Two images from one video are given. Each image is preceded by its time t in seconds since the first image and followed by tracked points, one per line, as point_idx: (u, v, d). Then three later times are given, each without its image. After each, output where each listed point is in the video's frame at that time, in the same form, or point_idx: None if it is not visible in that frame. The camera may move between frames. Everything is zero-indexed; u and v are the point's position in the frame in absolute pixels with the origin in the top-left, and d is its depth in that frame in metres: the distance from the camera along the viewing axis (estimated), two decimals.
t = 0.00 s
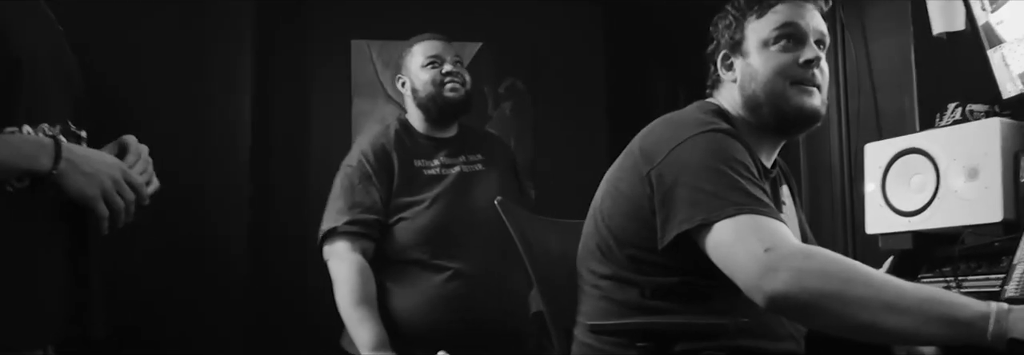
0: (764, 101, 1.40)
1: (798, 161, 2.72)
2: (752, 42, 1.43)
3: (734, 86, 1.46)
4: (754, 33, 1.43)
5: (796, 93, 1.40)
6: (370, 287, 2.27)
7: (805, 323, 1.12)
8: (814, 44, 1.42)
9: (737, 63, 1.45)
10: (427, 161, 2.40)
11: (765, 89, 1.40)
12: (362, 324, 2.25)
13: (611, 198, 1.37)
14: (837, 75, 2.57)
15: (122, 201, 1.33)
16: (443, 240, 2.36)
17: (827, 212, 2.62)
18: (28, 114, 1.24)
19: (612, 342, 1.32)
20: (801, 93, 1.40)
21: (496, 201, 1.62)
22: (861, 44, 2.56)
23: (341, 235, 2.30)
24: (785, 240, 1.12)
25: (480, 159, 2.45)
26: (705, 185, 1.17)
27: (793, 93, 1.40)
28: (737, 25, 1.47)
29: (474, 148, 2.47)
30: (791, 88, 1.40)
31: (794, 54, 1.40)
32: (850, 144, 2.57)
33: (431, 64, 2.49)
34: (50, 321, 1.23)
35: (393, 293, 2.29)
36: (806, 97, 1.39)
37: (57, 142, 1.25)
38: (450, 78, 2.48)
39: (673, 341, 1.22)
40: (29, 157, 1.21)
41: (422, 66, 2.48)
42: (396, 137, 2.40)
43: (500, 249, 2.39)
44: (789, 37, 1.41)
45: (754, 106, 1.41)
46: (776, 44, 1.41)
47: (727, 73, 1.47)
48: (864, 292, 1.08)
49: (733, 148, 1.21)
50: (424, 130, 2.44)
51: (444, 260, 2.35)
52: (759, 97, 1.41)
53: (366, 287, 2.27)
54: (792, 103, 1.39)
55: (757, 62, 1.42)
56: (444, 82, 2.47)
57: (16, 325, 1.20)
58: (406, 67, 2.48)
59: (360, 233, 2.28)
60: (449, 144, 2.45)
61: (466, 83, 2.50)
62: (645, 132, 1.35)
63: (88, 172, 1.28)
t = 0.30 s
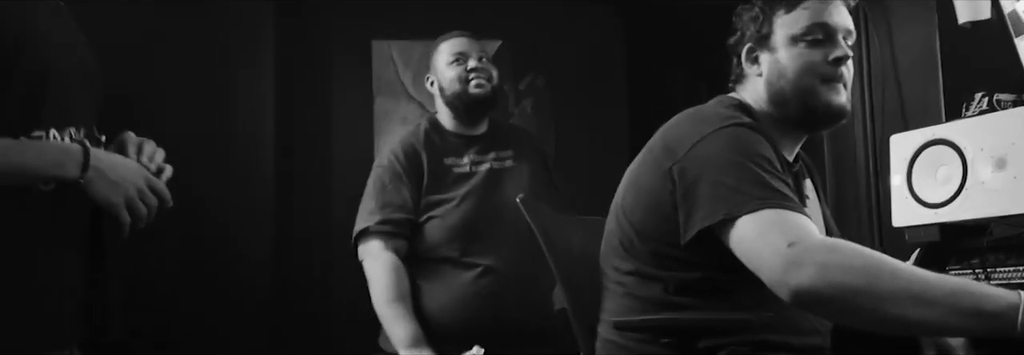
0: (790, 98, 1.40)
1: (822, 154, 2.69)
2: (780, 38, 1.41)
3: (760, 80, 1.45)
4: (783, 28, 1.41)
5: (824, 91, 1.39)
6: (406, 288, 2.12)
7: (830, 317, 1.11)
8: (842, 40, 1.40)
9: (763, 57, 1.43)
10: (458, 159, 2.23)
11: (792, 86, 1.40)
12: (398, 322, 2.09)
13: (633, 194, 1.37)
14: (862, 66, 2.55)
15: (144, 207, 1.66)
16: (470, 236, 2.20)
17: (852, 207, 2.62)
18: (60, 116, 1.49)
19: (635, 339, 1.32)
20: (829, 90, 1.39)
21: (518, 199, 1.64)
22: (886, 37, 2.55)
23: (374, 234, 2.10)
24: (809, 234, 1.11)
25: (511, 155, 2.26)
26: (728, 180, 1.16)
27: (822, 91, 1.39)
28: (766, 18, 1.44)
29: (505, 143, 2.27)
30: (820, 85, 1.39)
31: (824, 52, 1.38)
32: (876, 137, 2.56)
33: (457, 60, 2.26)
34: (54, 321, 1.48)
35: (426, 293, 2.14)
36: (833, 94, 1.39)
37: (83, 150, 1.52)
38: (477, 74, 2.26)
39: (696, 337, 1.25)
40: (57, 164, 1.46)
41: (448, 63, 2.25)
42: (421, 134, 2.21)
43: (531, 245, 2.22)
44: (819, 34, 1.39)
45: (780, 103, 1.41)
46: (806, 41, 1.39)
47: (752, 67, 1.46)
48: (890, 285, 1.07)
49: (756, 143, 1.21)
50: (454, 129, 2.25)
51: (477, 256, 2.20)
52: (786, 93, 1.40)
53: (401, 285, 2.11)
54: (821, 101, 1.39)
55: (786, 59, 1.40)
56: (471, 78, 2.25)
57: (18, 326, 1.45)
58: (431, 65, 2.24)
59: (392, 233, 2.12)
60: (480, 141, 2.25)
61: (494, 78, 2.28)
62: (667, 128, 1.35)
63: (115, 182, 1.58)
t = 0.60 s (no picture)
0: (835, 111, 1.34)
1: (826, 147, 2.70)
2: (851, 46, 1.30)
3: (807, 82, 1.32)
4: (853, 36, 1.30)
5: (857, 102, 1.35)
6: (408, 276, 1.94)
7: (830, 308, 1.12)
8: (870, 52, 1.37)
9: (826, 57, 1.29)
10: (461, 148, 2.14)
11: (841, 94, 1.32)
12: (401, 312, 1.89)
13: (633, 185, 1.36)
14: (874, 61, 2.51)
15: (135, 195, 1.45)
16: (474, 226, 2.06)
17: (855, 201, 2.64)
18: (63, 103, 1.40)
19: (637, 331, 1.32)
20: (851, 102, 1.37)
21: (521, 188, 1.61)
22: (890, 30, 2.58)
23: (379, 222, 1.95)
24: (809, 225, 1.12)
25: (514, 146, 2.20)
26: (728, 171, 1.16)
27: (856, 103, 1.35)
28: (836, 8, 1.28)
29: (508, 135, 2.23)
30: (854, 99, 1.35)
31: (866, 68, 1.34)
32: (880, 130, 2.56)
33: (459, 51, 2.32)
34: (55, 310, 1.32)
35: (429, 282, 2.00)
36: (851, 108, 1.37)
37: (85, 137, 1.37)
38: (477, 64, 2.29)
39: (698, 330, 1.25)
40: (56, 155, 1.33)
41: (450, 54, 2.32)
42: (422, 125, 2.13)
43: (533, 233, 2.12)
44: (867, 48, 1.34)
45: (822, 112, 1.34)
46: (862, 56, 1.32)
47: (810, 64, 1.30)
48: (889, 277, 1.08)
49: (757, 133, 1.20)
50: (458, 118, 2.22)
51: (480, 246, 2.06)
52: (831, 101, 1.33)
53: (404, 272, 1.93)
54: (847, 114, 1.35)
55: (848, 67, 1.30)
56: (472, 69, 2.27)
57: (16, 315, 1.28)
58: (438, 57, 2.35)
59: (396, 221, 1.96)
60: (484, 130, 2.20)
61: (496, 68, 2.31)
62: (666, 118, 1.34)
63: (110, 172, 1.40)
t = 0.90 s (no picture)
0: (836, 119, 1.40)
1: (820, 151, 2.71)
2: (856, 57, 1.36)
3: (822, 90, 1.35)
4: (858, 46, 1.36)
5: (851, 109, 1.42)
6: (396, 276, 1.92)
7: (823, 311, 1.12)
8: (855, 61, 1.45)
9: (838, 67, 1.34)
10: (452, 148, 2.11)
11: (844, 104, 1.38)
12: (389, 311, 1.87)
13: (629, 186, 1.36)
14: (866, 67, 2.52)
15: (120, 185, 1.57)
16: (466, 227, 2.03)
17: (848, 205, 2.65)
18: (59, 102, 1.48)
19: (629, 332, 1.32)
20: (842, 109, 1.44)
21: (515, 190, 1.59)
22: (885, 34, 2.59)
23: (367, 221, 1.93)
24: (804, 228, 1.12)
25: (505, 146, 2.18)
26: (725, 173, 1.16)
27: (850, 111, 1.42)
28: (850, 18, 1.32)
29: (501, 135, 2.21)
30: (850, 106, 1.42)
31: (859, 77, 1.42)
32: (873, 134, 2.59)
33: (447, 50, 2.31)
34: (56, 307, 1.42)
35: (417, 282, 1.99)
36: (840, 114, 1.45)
37: (79, 143, 1.45)
38: (466, 62, 2.27)
39: (689, 331, 1.25)
40: (53, 161, 1.41)
41: (439, 53, 2.31)
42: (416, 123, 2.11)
43: (526, 234, 2.11)
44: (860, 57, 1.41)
45: (825, 119, 1.39)
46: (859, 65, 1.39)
47: (831, 73, 1.34)
48: (883, 282, 1.08)
49: (754, 135, 1.20)
50: (447, 117, 2.20)
51: (470, 246, 2.03)
52: (837, 111, 1.38)
53: (392, 272, 1.91)
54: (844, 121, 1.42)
55: (853, 77, 1.36)
56: (459, 67, 2.24)
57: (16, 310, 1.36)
58: (427, 57, 2.34)
59: (385, 221, 1.94)
60: (474, 130, 2.18)
61: (484, 66, 2.28)
62: (664, 120, 1.35)
63: (102, 172, 1.50)
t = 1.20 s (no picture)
0: (806, 121, 1.41)
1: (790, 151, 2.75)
2: (826, 59, 1.38)
3: (794, 90, 1.36)
4: (828, 48, 1.38)
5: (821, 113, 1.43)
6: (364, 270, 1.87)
7: (793, 311, 1.13)
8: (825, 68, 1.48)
9: (809, 68, 1.36)
10: (423, 143, 2.06)
11: (815, 106, 1.39)
12: (356, 306, 1.83)
13: (604, 183, 1.37)
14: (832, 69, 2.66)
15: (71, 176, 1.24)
16: (436, 225, 2.00)
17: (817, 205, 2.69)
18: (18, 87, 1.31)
19: (600, 329, 1.33)
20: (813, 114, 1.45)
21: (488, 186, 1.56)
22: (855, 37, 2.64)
23: (336, 215, 1.86)
24: (776, 229, 1.12)
25: (476, 143, 2.17)
26: (700, 173, 1.16)
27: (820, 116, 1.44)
28: (821, 20, 1.35)
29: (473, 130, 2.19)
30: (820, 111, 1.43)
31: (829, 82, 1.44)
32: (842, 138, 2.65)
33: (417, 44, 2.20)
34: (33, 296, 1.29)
35: (386, 279, 1.94)
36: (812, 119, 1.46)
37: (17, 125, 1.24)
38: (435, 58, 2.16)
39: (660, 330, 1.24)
40: None
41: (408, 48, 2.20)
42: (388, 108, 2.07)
43: (494, 229, 2.08)
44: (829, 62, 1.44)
45: (797, 122, 1.40)
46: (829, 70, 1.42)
47: (801, 72, 1.35)
48: (852, 283, 1.09)
49: (729, 136, 1.21)
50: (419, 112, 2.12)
51: (437, 243, 2.00)
52: (809, 113, 1.39)
53: (359, 267, 1.86)
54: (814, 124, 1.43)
55: (822, 79, 1.38)
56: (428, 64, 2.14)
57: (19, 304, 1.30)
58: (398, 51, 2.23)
59: (354, 215, 1.87)
60: (445, 126, 2.12)
61: (455, 63, 2.18)
62: (640, 118, 1.35)
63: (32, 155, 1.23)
